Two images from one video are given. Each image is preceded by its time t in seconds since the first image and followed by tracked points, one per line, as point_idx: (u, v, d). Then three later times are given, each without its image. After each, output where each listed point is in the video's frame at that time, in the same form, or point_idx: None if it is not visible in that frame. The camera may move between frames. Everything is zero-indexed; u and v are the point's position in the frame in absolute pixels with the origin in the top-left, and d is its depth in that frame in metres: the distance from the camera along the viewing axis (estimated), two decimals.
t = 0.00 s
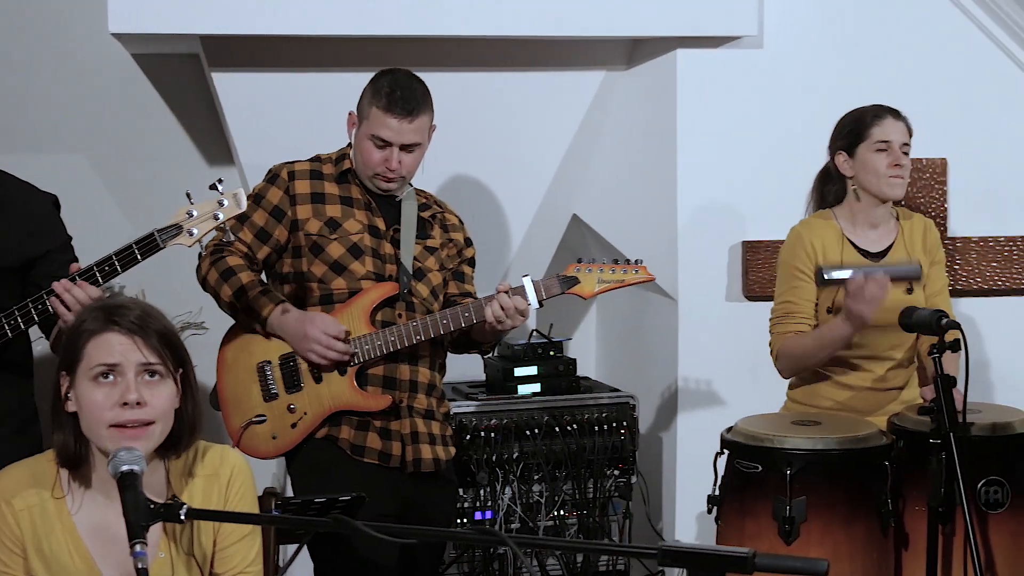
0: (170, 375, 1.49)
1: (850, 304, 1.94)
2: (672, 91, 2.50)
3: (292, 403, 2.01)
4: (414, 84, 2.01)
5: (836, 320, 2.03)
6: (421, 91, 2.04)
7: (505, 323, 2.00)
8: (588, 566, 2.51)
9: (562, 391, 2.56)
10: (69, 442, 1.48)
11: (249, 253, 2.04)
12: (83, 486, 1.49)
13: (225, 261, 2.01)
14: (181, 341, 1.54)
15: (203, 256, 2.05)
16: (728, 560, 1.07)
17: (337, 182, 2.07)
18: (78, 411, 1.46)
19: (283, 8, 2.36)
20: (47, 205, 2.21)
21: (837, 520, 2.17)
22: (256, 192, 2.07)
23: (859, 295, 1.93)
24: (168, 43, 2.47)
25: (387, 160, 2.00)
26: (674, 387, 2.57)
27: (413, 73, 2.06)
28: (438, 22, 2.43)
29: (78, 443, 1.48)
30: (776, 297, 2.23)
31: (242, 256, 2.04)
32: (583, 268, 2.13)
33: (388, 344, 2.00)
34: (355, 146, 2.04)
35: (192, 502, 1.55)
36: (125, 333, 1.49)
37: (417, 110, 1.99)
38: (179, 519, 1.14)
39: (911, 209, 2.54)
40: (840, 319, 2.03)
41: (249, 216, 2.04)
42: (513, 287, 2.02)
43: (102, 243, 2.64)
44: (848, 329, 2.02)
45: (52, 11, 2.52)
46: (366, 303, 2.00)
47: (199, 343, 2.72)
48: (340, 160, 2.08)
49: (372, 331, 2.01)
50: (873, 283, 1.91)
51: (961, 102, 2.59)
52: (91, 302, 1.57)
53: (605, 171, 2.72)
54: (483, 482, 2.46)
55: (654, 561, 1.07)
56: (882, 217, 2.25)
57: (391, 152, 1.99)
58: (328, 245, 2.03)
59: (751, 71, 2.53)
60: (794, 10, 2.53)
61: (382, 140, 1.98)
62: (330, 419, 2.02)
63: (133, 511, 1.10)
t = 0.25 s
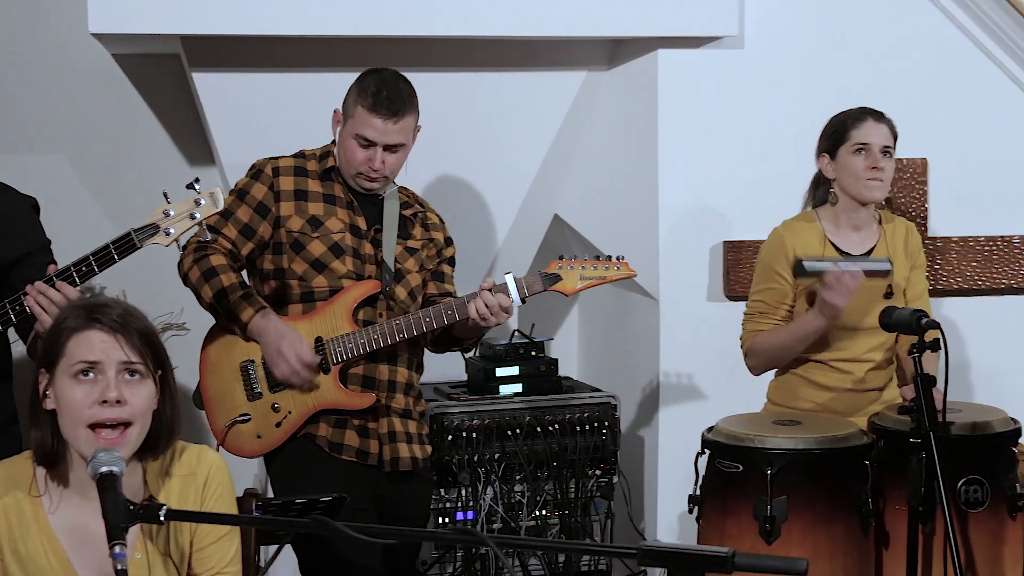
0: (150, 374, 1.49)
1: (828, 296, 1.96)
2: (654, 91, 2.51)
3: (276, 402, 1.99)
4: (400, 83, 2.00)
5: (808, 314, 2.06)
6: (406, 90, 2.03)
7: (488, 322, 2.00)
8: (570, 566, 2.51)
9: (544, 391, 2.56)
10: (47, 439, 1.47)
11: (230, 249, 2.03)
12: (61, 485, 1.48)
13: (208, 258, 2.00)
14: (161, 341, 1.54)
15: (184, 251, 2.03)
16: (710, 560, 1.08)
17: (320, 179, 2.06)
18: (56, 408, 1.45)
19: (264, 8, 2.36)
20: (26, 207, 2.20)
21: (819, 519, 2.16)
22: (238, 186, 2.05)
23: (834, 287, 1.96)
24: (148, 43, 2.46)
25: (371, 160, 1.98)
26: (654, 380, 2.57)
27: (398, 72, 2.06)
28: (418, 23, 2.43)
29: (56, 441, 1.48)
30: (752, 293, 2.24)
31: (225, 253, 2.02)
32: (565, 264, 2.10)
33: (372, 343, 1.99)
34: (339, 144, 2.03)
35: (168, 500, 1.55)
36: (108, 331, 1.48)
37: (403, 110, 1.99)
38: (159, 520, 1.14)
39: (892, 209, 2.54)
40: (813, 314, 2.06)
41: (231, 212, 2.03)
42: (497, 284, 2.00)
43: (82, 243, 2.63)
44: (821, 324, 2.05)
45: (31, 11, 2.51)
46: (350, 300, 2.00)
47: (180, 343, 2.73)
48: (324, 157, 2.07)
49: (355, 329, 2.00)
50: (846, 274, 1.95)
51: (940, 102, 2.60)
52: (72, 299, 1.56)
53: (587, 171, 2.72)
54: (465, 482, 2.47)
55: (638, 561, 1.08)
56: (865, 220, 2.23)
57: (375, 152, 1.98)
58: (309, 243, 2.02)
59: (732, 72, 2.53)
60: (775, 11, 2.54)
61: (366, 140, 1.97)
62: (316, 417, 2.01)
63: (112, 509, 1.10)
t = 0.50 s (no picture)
0: (128, 373, 1.48)
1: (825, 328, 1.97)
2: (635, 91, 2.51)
3: (259, 409, 2.00)
4: (379, 83, 2.00)
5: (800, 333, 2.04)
6: (386, 90, 2.03)
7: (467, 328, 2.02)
8: (551, 566, 2.52)
9: (526, 391, 2.56)
10: (23, 439, 1.46)
11: (206, 251, 2.04)
12: (39, 486, 1.48)
13: (183, 265, 2.01)
14: (139, 339, 1.53)
15: (161, 254, 2.03)
16: (689, 559, 1.09)
17: (297, 181, 2.06)
18: (33, 408, 1.43)
19: (243, 8, 2.35)
20: (6, 208, 2.21)
21: (799, 518, 2.16)
22: (215, 188, 2.05)
23: (832, 320, 1.95)
24: (128, 43, 2.46)
25: (349, 160, 1.98)
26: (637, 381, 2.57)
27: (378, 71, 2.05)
28: (399, 22, 2.43)
29: (33, 441, 1.47)
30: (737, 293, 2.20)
31: (201, 257, 2.03)
32: (545, 268, 2.10)
33: (353, 349, 2.00)
34: (317, 143, 2.02)
35: (145, 500, 1.54)
36: (84, 330, 1.47)
37: (382, 110, 1.98)
38: (137, 521, 1.13)
39: (872, 209, 2.55)
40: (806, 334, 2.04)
41: (207, 215, 2.03)
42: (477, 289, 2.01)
43: (63, 243, 2.63)
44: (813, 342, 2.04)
45: (11, 11, 2.51)
46: (329, 305, 2.01)
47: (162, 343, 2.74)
48: (302, 157, 2.07)
49: (336, 335, 2.01)
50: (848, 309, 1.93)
51: (921, 102, 2.60)
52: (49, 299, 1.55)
53: (568, 171, 2.73)
54: (446, 482, 2.46)
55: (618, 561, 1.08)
56: (845, 219, 2.20)
57: (353, 152, 1.98)
58: (283, 247, 2.02)
59: (713, 72, 2.53)
60: (756, 10, 2.54)
61: (344, 140, 1.97)
62: (303, 421, 2.02)
63: (90, 508, 1.10)
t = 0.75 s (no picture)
0: (110, 373, 1.48)
1: (789, 269, 2.02)
2: (619, 91, 2.51)
3: (237, 411, 2.00)
4: (350, 82, 1.99)
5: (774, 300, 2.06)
6: (358, 89, 2.02)
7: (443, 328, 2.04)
8: (535, 566, 2.52)
9: (509, 390, 2.56)
10: (5, 442, 1.45)
11: (180, 253, 2.05)
12: (20, 487, 1.46)
13: (157, 263, 2.04)
14: (120, 338, 1.52)
15: (135, 254, 2.06)
16: (673, 557, 1.09)
17: (269, 181, 2.06)
18: (14, 410, 1.43)
19: (226, 7, 2.35)
20: None
21: (782, 518, 2.14)
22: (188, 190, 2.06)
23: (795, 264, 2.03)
24: (111, 42, 2.46)
25: (321, 160, 1.98)
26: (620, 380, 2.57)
27: (350, 70, 2.04)
28: (383, 21, 2.43)
29: (14, 443, 1.46)
30: (719, 292, 2.19)
31: (174, 257, 2.05)
32: (519, 266, 2.11)
33: (329, 350, 2.01)
34: (290, 143, 2.01)
35: (126, 500, 1.53)
36: (65, 331, 1.46)
37: (353, 110, 1.97)
38: (120, 522, 1.12)
39: (855, 208, 2.56)
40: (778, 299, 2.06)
41: (180, 217, 2.04)
42: (452, 290, 2.04)
43: (47, 242, 2.63)
44: (787, 306, 2.05)
45: None
46: (304, 307, 2.01)
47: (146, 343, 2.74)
48: (274, 158, 2.07)
49: (311, 336, 2.01)
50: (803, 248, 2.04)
51: (904, 102, 2.61)
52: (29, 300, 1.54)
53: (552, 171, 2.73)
54: (431, 482, 2.47)
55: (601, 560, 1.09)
56: (828, 218, 2.18)
57: (325, 152, 1.97)
58: (256, 249, 2.02)
59: (696, 72, 2.54)
60: (739, 10, 2.54)
61: (316, 140, 1.97)
62: (280, 424, 2.02)
63: (72, 507, 1.09)
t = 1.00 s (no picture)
0: (93, 374, 1.46)
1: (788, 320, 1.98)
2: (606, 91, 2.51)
3: (213, 413, 2.01)
4: (318, 81, 2.00)
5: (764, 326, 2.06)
6: (326, 88, 2.03)
7: (416, 330, 2.04)
8: (522, 565, 2.51)
9: (497, 390, 2.55)
10: None
11: (156, 259, 2.06)
12: (5, 487, 1.45)
13: (133, 273, 2.03)
14: (103, 338, 1.51)
15: (112, 263, 2.06)
16: (654, 556, 1.07)
17: (243, 182, 2.07)
18: None
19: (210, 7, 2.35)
20: None
21: (768, 516, 2.13)
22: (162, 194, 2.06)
23: (792, 312, 1.98)
24: (97, 42, 2.45)
25: (292, 160, 1.99)
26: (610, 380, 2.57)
27: (319, 69, 2.06)
28: (370, 21, 2.43)
29: None
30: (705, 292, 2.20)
31: (151, 265, 2.06)
32: (492, 267, 2.13)
33: (304, 352, 2.03)
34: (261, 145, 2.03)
35: (111, 500, 1.52)
36: (48, 332, 1.44)
37: (322, 109, 1.99)
38: (105, 522, 1.11)
39: (842, 208, 2.56)
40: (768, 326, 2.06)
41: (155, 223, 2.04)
42: (425, 291, 2.05)
43: (33, 242, 2.63)
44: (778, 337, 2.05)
45: None
46: (280, 309, 2.03)
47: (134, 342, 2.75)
48: (247, 159, 2.08)
49: (287, 337, 2.04)
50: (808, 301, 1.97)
51: (890, 102, 2.62)
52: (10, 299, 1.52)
53: (538, 171, 2.73)
54: (417, 481, 2.46)
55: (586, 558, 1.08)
56: (813, 218, 2.19)
57: (296, 152, 1.99)
58: (232, 252, 2.04)
59: (682, 72, 2.54)
60: (725, 10, 2.54)
61: (286, 140, 1.98)
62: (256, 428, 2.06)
63: (57, 511, 1.08)
